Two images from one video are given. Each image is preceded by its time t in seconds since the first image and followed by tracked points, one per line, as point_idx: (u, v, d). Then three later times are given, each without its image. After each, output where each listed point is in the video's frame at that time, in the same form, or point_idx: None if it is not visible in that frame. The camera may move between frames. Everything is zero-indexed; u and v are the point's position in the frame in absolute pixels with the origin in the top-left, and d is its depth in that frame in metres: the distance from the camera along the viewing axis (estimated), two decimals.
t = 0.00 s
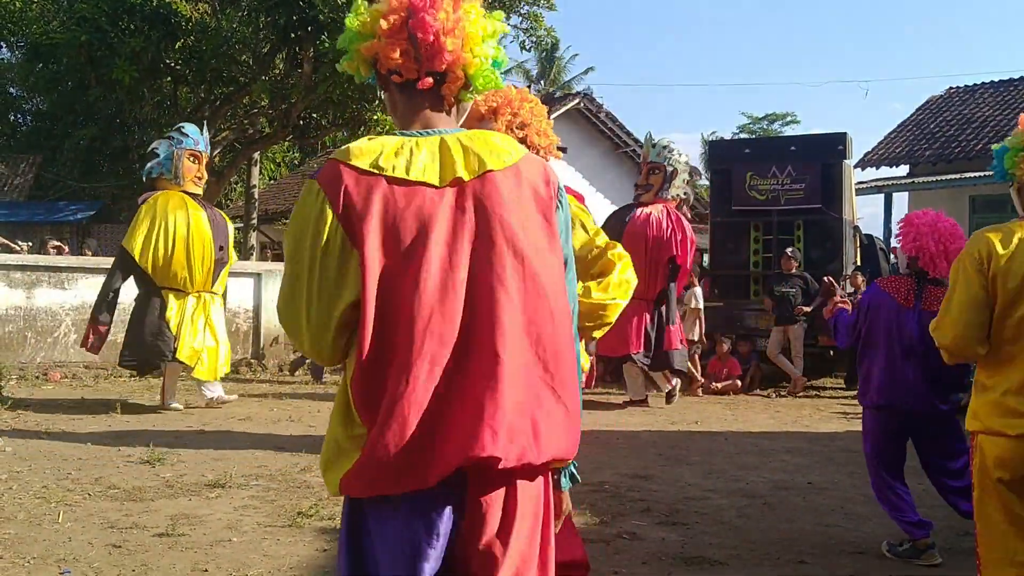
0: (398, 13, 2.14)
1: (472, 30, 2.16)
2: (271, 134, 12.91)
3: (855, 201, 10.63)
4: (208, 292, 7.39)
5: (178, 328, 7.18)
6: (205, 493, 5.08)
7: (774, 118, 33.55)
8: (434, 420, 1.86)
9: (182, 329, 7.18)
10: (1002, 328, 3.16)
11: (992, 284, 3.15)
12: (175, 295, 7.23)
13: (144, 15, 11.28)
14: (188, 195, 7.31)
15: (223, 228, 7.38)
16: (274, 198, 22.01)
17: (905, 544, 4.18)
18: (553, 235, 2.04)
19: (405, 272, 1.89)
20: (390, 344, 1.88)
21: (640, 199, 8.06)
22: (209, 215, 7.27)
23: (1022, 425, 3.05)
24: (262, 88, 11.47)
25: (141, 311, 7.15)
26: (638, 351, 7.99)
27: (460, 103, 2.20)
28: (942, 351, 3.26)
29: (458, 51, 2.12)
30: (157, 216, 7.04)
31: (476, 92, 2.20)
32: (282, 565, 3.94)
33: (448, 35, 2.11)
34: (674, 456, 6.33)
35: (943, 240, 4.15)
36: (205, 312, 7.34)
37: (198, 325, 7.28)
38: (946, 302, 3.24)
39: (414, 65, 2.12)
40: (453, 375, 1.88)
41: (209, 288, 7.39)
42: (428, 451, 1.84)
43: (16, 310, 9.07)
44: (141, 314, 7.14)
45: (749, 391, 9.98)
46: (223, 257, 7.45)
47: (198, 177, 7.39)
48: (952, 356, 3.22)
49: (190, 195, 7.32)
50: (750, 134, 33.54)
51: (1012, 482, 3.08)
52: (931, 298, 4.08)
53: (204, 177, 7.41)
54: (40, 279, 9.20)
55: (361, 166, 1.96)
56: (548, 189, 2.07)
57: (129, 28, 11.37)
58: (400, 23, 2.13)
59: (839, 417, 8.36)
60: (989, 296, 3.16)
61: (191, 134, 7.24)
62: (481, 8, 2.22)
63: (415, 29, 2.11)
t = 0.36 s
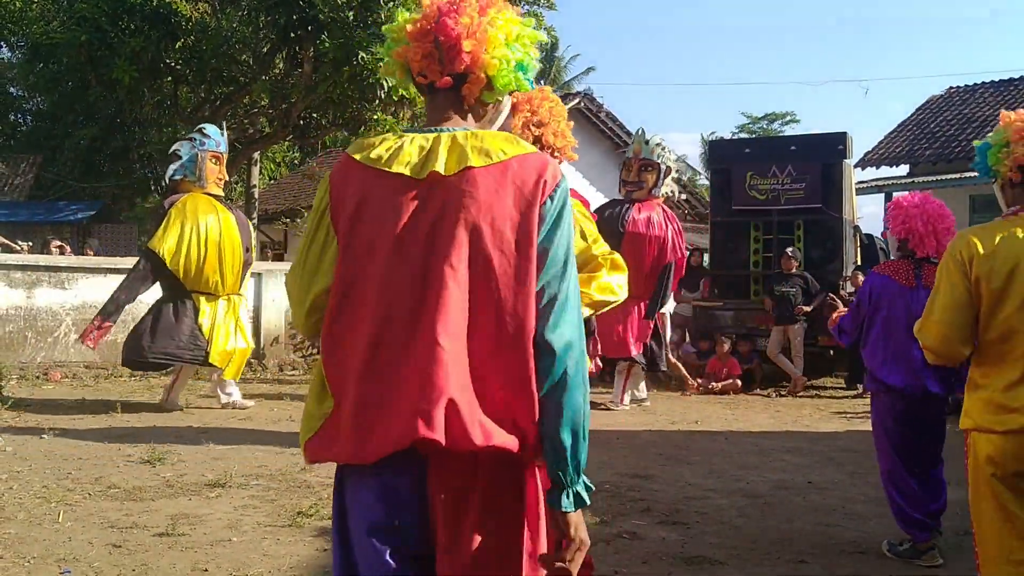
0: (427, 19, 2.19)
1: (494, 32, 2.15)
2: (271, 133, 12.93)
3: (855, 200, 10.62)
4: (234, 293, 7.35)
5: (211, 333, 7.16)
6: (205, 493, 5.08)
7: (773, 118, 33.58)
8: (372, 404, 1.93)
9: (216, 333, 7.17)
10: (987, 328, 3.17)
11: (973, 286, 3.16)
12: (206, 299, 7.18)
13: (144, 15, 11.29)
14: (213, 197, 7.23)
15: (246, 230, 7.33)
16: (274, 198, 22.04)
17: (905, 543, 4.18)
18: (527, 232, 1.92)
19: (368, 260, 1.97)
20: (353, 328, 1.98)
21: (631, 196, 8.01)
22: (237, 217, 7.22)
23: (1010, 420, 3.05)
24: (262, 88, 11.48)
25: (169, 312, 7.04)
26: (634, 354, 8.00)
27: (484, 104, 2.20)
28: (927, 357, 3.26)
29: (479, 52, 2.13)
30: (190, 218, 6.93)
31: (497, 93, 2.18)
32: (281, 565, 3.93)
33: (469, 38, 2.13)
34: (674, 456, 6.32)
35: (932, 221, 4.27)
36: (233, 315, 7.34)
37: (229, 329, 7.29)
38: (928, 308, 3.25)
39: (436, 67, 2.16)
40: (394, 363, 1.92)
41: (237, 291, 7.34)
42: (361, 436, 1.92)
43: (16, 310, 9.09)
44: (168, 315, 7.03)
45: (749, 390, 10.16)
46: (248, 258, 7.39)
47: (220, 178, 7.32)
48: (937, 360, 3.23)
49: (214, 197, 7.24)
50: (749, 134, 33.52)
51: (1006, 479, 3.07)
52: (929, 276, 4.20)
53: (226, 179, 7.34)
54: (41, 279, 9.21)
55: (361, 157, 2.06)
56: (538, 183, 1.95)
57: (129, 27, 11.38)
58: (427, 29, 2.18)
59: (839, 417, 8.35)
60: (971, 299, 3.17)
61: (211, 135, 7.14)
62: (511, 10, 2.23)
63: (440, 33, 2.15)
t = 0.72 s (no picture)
0: (454, 31, 2.19)
1: (521, 34, 2.18)
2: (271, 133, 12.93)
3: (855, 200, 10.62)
4: (258, 296, 7.28)
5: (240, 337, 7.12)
6: (206, 492, 5.08)
7: (773, 118, 33.57)
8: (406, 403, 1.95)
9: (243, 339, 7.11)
10: (988, 326, 3.16)
11: (972, 287, 3.15)
12: (229, 304, 7.13)
13: (144, 15, 11.29)
14: (231, 200, 7.20)
15: (269, 231, 7.24)
16: (274, 197, 22.03)
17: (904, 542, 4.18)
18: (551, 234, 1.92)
19: (404, 264, 2.01)
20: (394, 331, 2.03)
21: (613, 197, 8.07)
22: (255, 220, 7.15)
23: (1013, 419, 3.05)
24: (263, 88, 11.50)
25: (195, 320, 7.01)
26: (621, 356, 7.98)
27: (518, 107, 2.23)
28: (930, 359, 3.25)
29: (514, 58, 2.15)
30: (202, 223, 6.91)
31: (534, 91, 2.23)
32: (282, 564, 3.93)
33: (502, 45, 2.15)
34: (675, 456, 6.33)
35: (944, 218, 4.28)
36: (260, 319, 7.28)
37: (258, 334, 7.24)
38: (929, 311, 3.25)
39: (471, 76, 2.15)
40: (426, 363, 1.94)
41: (261, 292, 7.27)
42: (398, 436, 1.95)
43: (17, 310, 9.09)
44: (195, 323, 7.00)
45: (749, 390, 10.23)
46: (271, 259, 7.30)
47: (239, 180, 7.28)
48: (939, 363, 3.22)
49: (234, 200, 7.21)
50: (749, 134, 33.49)
51: (1009, 478, 3.07)
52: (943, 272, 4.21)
53: (245, 180, 7.30)
54: (41, 279, 9.22)
55: (400, 164, 2.10)
56: (561, 185, 1.95)
57: (129, 27, 11.37)
58: (455, 41, 2.18)
59: (839, 417, 8.35)
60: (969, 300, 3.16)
61: (228, 137, 7.19)
62: (525, 13, 2.26)
63: (470, 44, 2.16)
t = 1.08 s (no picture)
0: (455, 47, 2.21)
1: (522, 42, 2.22)
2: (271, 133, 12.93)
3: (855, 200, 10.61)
4: (267, 296, 7.22)
5: (238, 334, 7.08)
6: (205, 492, 5.08)
7: (773, 118, 33.55)
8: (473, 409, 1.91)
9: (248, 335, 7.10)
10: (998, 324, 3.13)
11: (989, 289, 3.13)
12: (234, 304, 7.11)
13: (144, 15, 11.28)
14: (242, 198, 7.18)
15: (277, 230, 7.17)
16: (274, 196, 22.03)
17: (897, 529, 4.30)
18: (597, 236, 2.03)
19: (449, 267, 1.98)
20: (437, 335, 1.99)
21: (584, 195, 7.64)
22: (259, 220, 7.06)
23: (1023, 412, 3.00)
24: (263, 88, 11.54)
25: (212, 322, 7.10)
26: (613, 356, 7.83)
27: (523, 112, 2.26)
28: (947, 359, 3.24)
29: (519, 67, 2.18)
30: (207, 223, 6.89)
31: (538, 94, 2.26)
32: (282, 564, 3.93)
33: (508, 58, 2.18)
34: (675, 456, 6.33)
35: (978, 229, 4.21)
36: (266, 318, 7.20)
37: (259, 331, 7.15)
38: (945, 312, 3.24)
39: (479, 89, 2.17)
40: (500, 368, 1.93)
41: (269, 291, 7.20)
42: (471, 444, 1.90)
43: (18, 309, 9.09)
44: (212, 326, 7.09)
45: (749, 391, 10.20)
46: (280, 258, 7.22)
47: (251, 177, 7.26)
48: (957, 362, 3.21)
49: (245, 199, 7.18)
50: (749, 133, 33.44)
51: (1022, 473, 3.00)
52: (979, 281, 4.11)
53: (257, 177, 7.26)
54: (42, 278, 9.22)
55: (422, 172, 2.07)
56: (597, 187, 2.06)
57: (130, 27, 11.35)
58: (460, 58, 2.19)
59: (839, 418, 8.35)
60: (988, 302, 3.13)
61: (237, 135, 7.15)
62: (520, 20, 2.28)
63: (475, 58, 2.18)
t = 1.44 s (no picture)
0: (453, 66, 2.36)
1: (516, 62, 2.40)
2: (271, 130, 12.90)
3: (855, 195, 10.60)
4: (284, 292, 7.18)
5: (256, 329, 7.02)
6: (207, 489, 5.08)
7: (773, 113, 33.49)
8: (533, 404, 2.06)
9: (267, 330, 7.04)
10: None
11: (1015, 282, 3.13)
12: (252, 299, 7.09)
13: (143, 12, 11.25)
14: (257, 194, 7.15)
15: (294, 226, 7.18)
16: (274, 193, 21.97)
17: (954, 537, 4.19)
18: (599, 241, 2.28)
19: (486, 276, 2.10)
20: (474, 339, 2.09)
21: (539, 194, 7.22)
22: (276, 214, 7.06)
23: None
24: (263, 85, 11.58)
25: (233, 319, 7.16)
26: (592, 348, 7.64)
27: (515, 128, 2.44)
28: (976, 350, 3.22)
29: (512, 87, 2.36)
30: (223, 218, 6.90)
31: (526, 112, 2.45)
32: (284, 561, 3.94)
33: (503, 78, 2.35)
34: (676, 451, 6.33)
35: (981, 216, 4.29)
36: (284, 315, 7.15)
37: (276, 327, 7.09)
38: (976, 304, 3.24)
39: (474, 106, 2.33)
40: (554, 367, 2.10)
41: (288, 286, 7.19)
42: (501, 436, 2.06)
43: (18, 307, 9.09)
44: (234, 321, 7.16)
45: (749, 386, 10.22)
46: (298, 254, 7.22)
47: (266, 173, 7.21)
48: (985, 352, 3.19)
49: (261, 194, 7.16)
50: (749, 128, 33.38)
51: None
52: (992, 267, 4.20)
53: (272, 173, 7.22)
54: (42, 276, 9.21)
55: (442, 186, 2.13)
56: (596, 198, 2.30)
57: (129, 24, 11.31)
58: (458, 76, 2.35)
59: (840, 412, 8.35)
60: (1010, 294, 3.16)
61: (252, 130, 7.07)
62: (517, 42, 2.45)
63: (472, 78, 2.34)
